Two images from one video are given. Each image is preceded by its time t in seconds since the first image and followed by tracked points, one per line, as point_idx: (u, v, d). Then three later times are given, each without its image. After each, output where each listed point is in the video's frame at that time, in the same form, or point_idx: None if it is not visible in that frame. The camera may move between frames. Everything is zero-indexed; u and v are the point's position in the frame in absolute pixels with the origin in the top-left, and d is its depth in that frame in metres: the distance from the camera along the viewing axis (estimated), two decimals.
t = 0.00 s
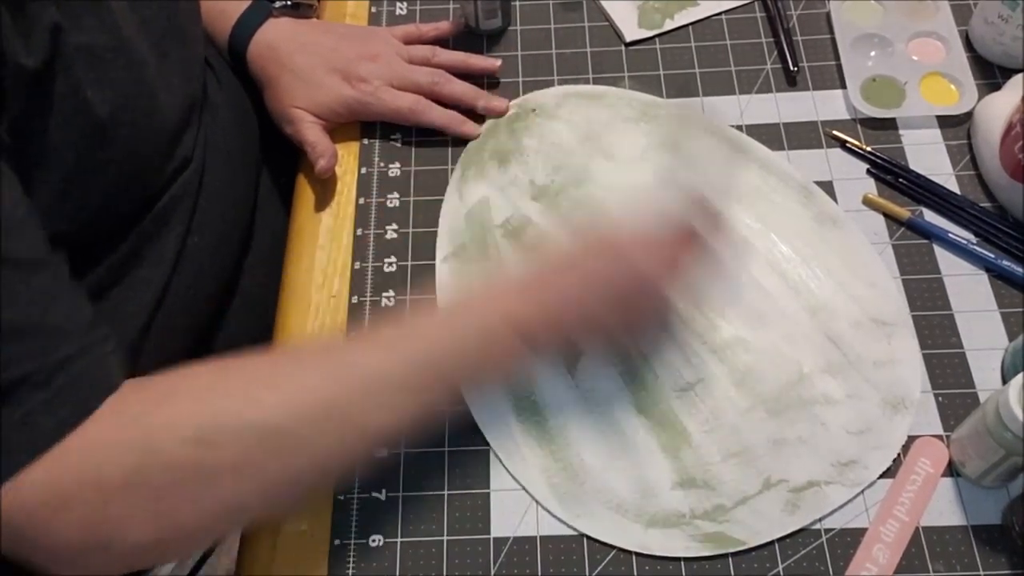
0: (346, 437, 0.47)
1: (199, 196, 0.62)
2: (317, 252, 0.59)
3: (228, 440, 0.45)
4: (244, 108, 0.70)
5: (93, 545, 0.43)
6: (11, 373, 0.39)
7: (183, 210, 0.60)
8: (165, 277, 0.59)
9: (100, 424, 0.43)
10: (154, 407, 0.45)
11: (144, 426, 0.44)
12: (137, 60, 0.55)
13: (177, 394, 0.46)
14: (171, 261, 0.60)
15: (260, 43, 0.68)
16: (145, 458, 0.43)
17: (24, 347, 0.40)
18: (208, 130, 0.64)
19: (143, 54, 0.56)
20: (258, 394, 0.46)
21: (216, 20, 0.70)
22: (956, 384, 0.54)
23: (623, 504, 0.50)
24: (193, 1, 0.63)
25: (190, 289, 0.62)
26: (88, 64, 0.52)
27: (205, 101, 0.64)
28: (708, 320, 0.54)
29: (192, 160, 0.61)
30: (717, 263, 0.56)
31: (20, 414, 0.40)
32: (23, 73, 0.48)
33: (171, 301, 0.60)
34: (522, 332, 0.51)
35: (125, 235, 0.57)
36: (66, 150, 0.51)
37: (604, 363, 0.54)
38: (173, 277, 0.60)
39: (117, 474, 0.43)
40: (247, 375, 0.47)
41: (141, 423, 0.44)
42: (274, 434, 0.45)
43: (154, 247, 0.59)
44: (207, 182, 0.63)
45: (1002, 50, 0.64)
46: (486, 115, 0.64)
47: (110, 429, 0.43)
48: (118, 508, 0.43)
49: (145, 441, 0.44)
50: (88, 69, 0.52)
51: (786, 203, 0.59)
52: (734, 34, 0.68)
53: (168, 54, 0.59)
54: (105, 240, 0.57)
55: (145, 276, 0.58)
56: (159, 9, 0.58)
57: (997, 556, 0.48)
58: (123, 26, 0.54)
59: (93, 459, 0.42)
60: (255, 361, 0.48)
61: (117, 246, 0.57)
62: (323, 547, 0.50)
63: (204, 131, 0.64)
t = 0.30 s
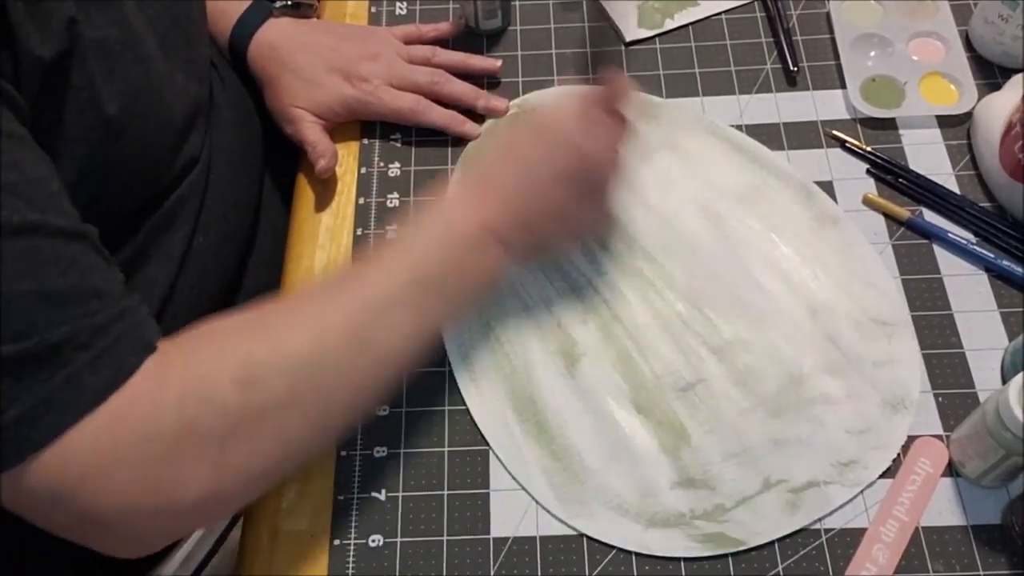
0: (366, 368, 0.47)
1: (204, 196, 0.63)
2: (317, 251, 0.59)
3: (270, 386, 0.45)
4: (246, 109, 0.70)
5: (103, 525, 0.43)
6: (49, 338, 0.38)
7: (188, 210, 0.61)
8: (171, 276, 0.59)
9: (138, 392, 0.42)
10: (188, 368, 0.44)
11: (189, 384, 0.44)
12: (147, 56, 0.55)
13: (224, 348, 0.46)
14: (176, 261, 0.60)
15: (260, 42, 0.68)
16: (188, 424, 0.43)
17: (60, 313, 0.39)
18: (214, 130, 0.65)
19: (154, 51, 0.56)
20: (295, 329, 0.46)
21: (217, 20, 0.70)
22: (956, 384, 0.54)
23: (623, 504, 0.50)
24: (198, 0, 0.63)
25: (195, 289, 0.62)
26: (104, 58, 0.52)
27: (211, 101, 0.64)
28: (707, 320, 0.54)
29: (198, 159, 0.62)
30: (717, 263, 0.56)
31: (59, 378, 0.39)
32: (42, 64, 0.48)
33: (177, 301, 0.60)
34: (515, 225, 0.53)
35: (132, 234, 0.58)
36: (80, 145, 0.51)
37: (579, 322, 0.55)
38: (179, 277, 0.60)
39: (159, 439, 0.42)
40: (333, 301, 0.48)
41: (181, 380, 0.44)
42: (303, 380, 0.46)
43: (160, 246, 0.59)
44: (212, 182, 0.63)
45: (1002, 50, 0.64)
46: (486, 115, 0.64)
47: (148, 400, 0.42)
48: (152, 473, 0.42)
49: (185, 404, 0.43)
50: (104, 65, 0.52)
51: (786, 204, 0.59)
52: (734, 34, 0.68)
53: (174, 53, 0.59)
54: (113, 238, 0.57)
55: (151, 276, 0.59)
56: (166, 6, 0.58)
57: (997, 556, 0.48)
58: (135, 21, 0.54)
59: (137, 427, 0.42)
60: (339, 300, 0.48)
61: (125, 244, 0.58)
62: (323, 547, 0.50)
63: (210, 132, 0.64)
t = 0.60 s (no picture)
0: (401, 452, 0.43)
1: (208, 193, 0.63)
2: (317, 251, 0.60)
3: (325, 458, 0.43)
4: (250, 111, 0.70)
5: (146, 503, 0.43)
6: (85, 311, 0.38)
7: (193, 207, 0.61)
8: (175, 273, 0.60)
9: (179, 399, 0.41)
10: (244, 403, 0.43)
11: (220, 415, 0.42)
12: (157, 55, 0.55)
13: (295, 394, 0.44)
14: (181, 257, 0.60)
15: (260, 42, 0.68)
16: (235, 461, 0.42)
17: (94, 287, 0.39)
18: (220, 130, 0.65)
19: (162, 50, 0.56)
20: (370, 413, 0.44)
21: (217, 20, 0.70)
22: (956, 384, 0.54)
23: (622, 504, 0.50)
24: None
25: (199, 286, 0.62)
26: (115, 56, 0.52)
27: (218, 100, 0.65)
28: (708, 321, 0.54)
29: (205, 155, 0.62)
30: (717, 263, 0.56)
31: (95, 353, 0.39)
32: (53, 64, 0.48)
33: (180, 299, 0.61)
34: (760, 436, 0.45)
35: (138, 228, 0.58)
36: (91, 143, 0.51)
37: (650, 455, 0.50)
38: (182, 274, 0.61)
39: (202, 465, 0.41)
40: (460, 384, 0.45)
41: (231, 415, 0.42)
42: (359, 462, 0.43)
43: (164, 242, 0.60)
44: (216, 181, 0.63)
45: (1002, 50, 0.64)
46: (486, 115, 0.64)
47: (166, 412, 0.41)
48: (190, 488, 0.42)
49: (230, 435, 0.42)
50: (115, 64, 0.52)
51: (788, 204, 0.59)
52: (734, 34, 0.68)
53: (180, 51, 0.59)
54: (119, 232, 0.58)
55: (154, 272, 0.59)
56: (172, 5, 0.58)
57: (996, 556, 0.48)
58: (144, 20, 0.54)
59: (167, 442, 0.41)
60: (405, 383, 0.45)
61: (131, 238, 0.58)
62: (324, 545, 0.50)
63: (216, 130, 0.64)
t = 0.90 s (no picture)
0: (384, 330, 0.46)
1: (211, 194, 0.63)
2: (317, 251, 0.60)
3: (327, 334, 0.45)
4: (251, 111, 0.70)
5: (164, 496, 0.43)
6: (115, 289, 0.39)
7: (197, 207, 0.61)
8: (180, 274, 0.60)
9: (168, 389, 0.41)
10: (226, 345, 0.43)
11: (206, 384, 0.42)
12: (161, 55, 0.55)
13: (259, 328, 0.44)
14: (186, 257, 0.60)
15: (260, 43, 0.68)
16: (253, 379, 0.43)
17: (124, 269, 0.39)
18: (222, 130, 0.65)
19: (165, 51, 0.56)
20: (347, 272, 0.46)
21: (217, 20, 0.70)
22: (956, 384, 0.54)
23: (622, 503, 0.50)
24: None
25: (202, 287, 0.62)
26: (119, 56, 0.52)
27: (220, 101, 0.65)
28: (707, 320, 0.54)
29: (208, 158, 0.62)
30: (716, 262, 0.56)
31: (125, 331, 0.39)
32: (62, 63, 0.48)
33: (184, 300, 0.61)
34: (596, 121, 0.56)
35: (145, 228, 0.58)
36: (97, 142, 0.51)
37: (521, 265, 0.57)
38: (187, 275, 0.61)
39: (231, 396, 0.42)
40: (381, 258, 0.47)
41: (239, 340, 0.43)
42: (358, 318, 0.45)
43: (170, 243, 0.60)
44: (218, 181, 0.63)
45: (1002, 50, 0.64)
46: (486, 115, 0.65)
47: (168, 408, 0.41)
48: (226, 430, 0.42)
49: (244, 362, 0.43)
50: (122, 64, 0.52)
51: (789, 204, 0.59)
52: (733, 34, 0.68)
53: (183, 51, 0.59)
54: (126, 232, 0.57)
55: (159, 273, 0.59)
56: (176, 5, 0.58)
57: (997, 556, 0.48)
58: (148, 19, 0.54)
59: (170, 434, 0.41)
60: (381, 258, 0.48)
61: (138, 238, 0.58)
62: (323, 545, 0.50)
63: (218, 130, 0.64)
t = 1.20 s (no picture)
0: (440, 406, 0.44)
1: (214, 193, 0.63)
2: (318, 250, 0.60)
3: (396, 394, 0.44)
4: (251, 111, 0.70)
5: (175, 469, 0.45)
6: (138, 264, 0.39)
7: (200, 206, 0.61)
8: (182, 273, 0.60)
9: (207, 378, 0.41)
10: (262, 357, 0.43)
11: (241, 386, 0.42)
12: (166, 55, 0.55)
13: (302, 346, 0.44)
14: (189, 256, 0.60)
15: (260, 43, 0.68)
16: (288, 395, 0.43)
17: (147, 241, 0.39)
18: (224, 129, 0.65)
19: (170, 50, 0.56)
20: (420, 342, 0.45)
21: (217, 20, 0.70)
22: (956, 384, 0.54)
23: (617, 506, 0.50)
24: None
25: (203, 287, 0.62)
26: (123, 55, 0.52)
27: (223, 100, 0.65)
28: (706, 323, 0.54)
29: (211, 156, 0.62)
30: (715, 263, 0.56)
31: (152, 305, 0.39)
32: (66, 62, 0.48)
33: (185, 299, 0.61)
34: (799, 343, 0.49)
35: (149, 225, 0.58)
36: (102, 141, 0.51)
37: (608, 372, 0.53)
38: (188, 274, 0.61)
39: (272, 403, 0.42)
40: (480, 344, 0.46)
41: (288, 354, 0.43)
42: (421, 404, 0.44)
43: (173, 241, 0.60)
44: (220, 181, 0.64)
45: (1002, 50, 0.64)
46: (487, 115, 0.65)
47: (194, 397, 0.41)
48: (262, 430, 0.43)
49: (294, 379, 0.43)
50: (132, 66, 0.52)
51: (788, 206, 0.59)
52: (734, 34, 0.68)
53: (185, 51, 0.59)
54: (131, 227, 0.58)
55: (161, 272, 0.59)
56: (179, 5, 0.58)
57: (997, 556, 0.48)
58: (154, 20, 0.55)
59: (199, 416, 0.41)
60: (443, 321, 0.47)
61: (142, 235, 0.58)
62: (323, 546, 0.50)
63: (221, 129, 0.64)
